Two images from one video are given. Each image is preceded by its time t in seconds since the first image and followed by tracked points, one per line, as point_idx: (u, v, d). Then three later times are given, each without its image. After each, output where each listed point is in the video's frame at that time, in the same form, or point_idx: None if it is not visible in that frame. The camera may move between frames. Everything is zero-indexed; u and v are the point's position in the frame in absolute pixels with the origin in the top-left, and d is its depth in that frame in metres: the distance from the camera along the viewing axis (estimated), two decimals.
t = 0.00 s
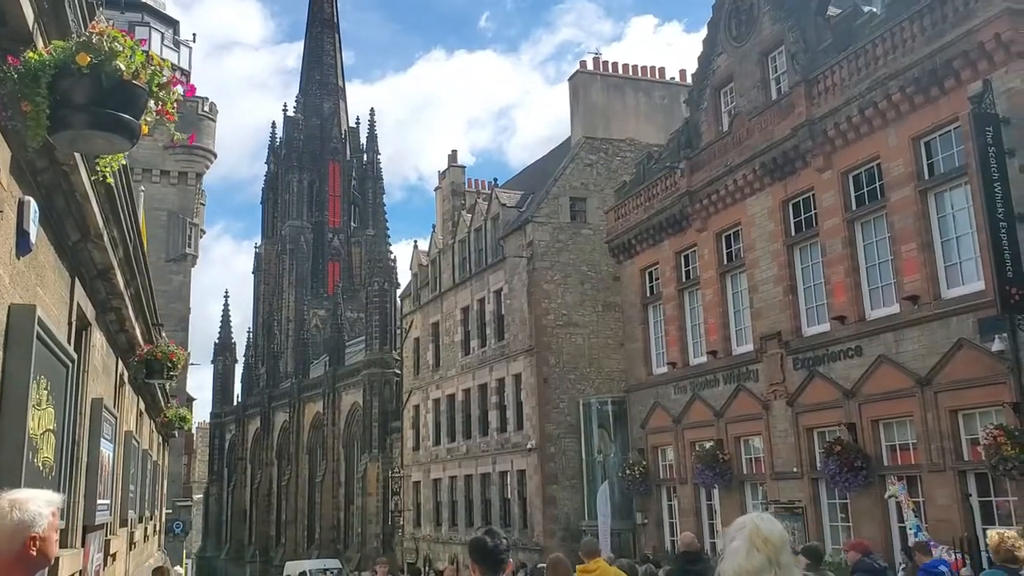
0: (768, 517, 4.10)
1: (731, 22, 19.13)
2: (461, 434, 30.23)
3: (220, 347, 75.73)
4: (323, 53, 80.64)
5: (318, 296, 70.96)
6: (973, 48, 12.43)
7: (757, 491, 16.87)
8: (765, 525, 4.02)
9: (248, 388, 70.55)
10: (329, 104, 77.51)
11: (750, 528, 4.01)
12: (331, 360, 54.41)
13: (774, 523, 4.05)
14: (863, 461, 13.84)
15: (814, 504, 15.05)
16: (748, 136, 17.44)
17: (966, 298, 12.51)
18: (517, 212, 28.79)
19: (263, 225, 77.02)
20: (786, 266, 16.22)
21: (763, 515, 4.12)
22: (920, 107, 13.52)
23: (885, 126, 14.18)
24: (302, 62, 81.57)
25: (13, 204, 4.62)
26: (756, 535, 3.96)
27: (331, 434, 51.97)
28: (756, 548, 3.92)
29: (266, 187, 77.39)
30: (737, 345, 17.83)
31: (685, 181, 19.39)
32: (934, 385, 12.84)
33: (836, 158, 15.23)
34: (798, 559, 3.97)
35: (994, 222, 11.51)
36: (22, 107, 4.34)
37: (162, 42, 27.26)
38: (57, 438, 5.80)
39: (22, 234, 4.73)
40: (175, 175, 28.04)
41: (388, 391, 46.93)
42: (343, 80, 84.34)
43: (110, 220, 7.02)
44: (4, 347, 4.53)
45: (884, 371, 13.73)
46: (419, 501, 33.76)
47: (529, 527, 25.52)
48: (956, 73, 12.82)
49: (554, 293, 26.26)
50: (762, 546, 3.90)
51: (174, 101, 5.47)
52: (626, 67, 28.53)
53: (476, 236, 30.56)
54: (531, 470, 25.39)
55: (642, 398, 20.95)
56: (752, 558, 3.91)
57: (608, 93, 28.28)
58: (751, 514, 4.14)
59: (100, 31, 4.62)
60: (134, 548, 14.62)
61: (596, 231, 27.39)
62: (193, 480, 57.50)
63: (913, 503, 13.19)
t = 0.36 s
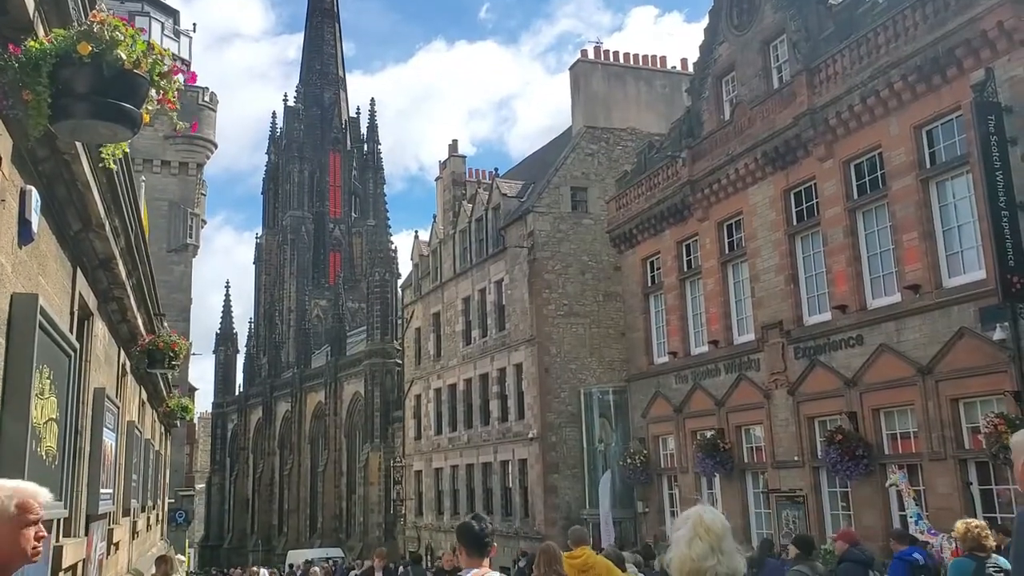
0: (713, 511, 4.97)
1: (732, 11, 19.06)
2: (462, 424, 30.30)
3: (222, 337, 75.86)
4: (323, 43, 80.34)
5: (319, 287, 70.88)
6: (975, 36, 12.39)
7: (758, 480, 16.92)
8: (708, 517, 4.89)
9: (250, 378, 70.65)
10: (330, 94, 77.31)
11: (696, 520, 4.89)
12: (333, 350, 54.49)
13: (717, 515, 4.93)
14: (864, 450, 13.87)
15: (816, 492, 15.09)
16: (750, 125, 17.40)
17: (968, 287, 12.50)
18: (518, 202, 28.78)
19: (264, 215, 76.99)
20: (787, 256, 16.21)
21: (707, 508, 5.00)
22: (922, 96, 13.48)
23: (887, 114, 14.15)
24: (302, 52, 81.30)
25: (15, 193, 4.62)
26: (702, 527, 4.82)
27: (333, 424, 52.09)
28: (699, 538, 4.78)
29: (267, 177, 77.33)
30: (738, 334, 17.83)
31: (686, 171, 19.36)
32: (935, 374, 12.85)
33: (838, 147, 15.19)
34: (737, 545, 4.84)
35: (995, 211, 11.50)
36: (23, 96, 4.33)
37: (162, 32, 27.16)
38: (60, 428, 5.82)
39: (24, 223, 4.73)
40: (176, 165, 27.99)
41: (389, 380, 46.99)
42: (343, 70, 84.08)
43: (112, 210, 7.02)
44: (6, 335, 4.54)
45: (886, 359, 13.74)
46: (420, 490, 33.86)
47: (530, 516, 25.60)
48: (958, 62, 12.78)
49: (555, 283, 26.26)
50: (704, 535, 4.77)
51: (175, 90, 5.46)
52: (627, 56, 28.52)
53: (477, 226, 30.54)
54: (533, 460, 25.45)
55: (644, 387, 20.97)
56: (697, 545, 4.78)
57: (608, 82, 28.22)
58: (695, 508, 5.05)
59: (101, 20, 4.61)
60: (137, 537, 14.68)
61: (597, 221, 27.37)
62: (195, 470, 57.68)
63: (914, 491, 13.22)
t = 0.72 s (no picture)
0: (655, 496, 4.90)
1: None
2: (463, 409, 30.37)
3: (223, 324, 75.92)
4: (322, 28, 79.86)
5: (320, 274, 70.34)
6: (978, 20, 12.34)
7: (758, 464, 16.97)
8: (651, 503, 4.80)
9: (251, 364, 70.76)
10: (330, 79, 76.97)
11: (640, 505, 4.79)
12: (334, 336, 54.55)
13: (659, 500, 4.85)
14: (865, 434, 13.89)
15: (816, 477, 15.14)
16: (751, 110, 17.35)
17: (968, 271, 12.50)
18: (518, 187, 28.75)
19: (264, 202, 76.87)
20: (788, 240, 16.20)
21: (651, 495, 4.92)
22: (923, 80, 13.42)
23: (888, 99, 14.09)
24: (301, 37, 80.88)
25: (15, 178, 4.61)
26: (644, 513, 4.71)
27: (334, 409, 52.22)
28: (641, 525, 4.66)
29: (267, 164, 77.14)
30: (739, 319, 17.84)
31: (687, 156, 19.32)
32: (935, 358, 12.86)
33: (839, 132, 15.15)
34: (680, 527, 4.71)
35: (997, 195, 11.48)
36: (23, 80, 4.31)
37: (161, 17, 27.02)
38: (62, 413, 5.84)
39: (24, 209, 4.72)
40: (176, 151, 27.93)
41: (390, 366, 47.04)
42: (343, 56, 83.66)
43: (112, 195, 7.00)
44: (8, 319, 4.55)
45: (886, 344, 13.76)
46: (422, 475, 33.99)
47: (531, 500, 25.72)
48: (960, 45, 12.73)
49: (556, 269, 26.26)
50: (647, 520, 4.66)
51: (175, 73, 5.44)
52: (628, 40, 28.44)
53: (477, 212, 30.52)
54: (533, 444, 25.52)
55: (644, 372, 21.01)
56: (642, 529, 4.65)
57: (609, 66, 28.12)
58: (641, 495, 4.95)
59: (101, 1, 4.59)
60: (140, 521, 14.77)
61: (597, 206, 27.33)
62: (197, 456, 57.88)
63: (914, 475, 13.28)
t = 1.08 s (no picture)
0: (634, 483, 4.95)
1: None
2: (464, 387, 30.48)
3: (224, 303, 75.98)
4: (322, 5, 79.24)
5: (321, 253, 70.37)
6: None
7: (758, 441, 17.06)
8: (631, 489, 4.87)
9: (253, 343, 70.92)
10: (330, 58, 76.53)
11: (619, 491, 4.85)
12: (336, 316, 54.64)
13: (638, 487, 4.91)
14: (866, 412, 13.93)
15: (816, 454, 15.22)
16: (753, 88, 17.26)
17: (970, 249, 12.49)
18: (519, 166, 28.67)
19: (264, 181, 76.71)
20: (790, 219, 16.17)
21: (629, 482, 4.97)
22: (926, 57, 13.34)
23: (890, 77, 14.02)
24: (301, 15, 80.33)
25: (16, 157, 4.60)
26: (621, 501, 4.77)
27: (336, 388, 52.41)
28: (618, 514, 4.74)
29: (267, 143, 76.88)
30: (740, 298, 17.85)
31: (688, 134, 19.25)
32: (936, 336, 12.87)
33: (841, 110, 15.08)
34: (656, 514, 4.80)
35: (999, 173, 11.45)
36: (22, 58, 4.28)
37: None
38: (65, 392, 5.86)
39: (25, 187, 4.71)
40: (176, 130, 27.83)
41: (392, 345, 47.14)
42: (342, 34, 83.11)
43: (113, 173, 7.00)
44: (11, 298, 4.57)
45: (887, 322, 13.77)
46: (424, 453, 34.16)
47: (532, 477, 25.86)
48: (963, 22, 12.65)
49: (557, 248, 26.25)
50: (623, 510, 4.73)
51: (175, 51, 5.41)
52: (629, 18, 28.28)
53: (478, 191, 30.46)
54: (535, 423, 25.64)
55: (645, 351, 21.06)
56: (619, 514, 4.74)
57: (610, 44, 28.01)
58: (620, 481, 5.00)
59: None
60: (144, 499, 14.89)
61: (598, 185, 27.25)
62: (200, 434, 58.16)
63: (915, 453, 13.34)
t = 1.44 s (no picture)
0: (609, 443, 5.21)
1: None
2: (466, 354, 30.61)
3: (225, 271, 75.99)
4: None
5: (321, 220, 70.25)
6: None
7: (758, 406, 17.18)
8: (605, 448, 5.12)
9: (255, 310, 71.06)
10: (328, 23, 75.71)
11: (594, 451, 5.09)
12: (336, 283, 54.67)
13: (612, 447, 5.17)
14: (865, 377, 13.97)
15: (815, 419, 15.33)
16: (755, 53, 17.11)
17: (972, 214, 12.46)
18: (519, 132, 28.52)
19: (264, 148, 76.30)
20: (791, 184, 16.12)
21: (605, 441, 5.23)
22: (930, 21, 13.21)
23: (893, 40, 13.88)
24: None
25: (14, 122, 4.59)
26: (601, 460, 5.02)
27: (338, 355, 52.61)
28: (595, 471, 4.99)
29: (266, 108, 76.33)
30: (741, 264, 17.85)
31: (690, 99, 19.12)
32: (936, 302, 12.89)
33: (843, 74, 14.96)
34: (629, 472, 5.08)
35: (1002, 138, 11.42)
36: (18, 24, 4.27)
37: None
38: (67, 359, 5.91)
39: (24, 153, 4.71)
40: (175, 96, 27.60)
41: (393, 313, 47.22)
42: None
43: (112, 140, 6.97)
44: (12, 264, 4.58)
45: (887, 288, 13.79)
46: (425, 419, 34.42)
47: (533, 442, 26.06)
48: None
49: (557, 214, 26.18)
50: (603, 467, 4.98)
51: (174, 15, 5.36)
52: None
53: (479, 157, 30.33)
54: (535, 388, 25.78)
55: (645, 317, 21.11)
56: (596, 473, 4.99)
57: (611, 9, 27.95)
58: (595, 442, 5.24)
59: None
60: (148, 465, 15.01)
61: (599, 151, 27.10)
62: (203, 401, 58.49)
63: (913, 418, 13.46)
